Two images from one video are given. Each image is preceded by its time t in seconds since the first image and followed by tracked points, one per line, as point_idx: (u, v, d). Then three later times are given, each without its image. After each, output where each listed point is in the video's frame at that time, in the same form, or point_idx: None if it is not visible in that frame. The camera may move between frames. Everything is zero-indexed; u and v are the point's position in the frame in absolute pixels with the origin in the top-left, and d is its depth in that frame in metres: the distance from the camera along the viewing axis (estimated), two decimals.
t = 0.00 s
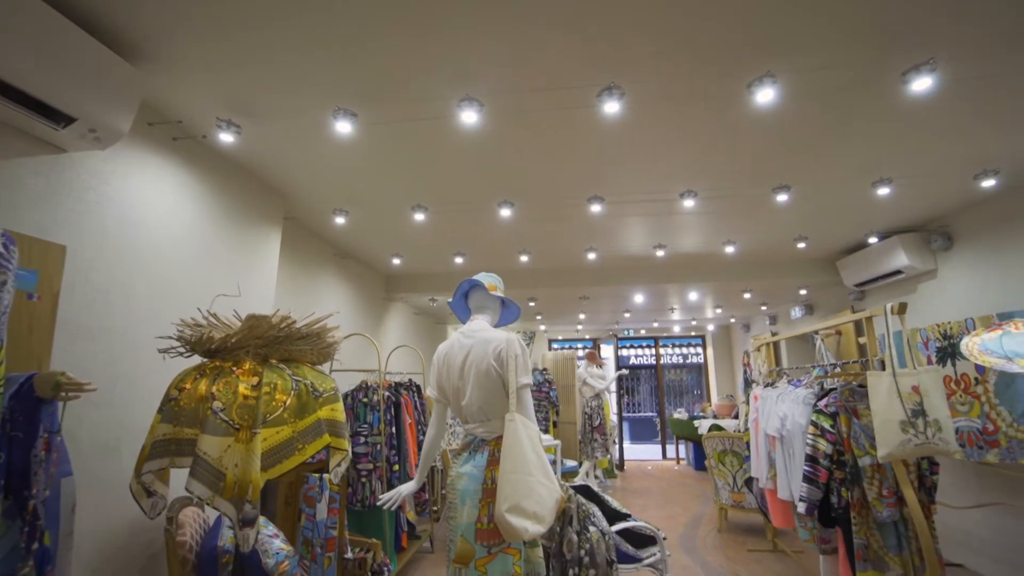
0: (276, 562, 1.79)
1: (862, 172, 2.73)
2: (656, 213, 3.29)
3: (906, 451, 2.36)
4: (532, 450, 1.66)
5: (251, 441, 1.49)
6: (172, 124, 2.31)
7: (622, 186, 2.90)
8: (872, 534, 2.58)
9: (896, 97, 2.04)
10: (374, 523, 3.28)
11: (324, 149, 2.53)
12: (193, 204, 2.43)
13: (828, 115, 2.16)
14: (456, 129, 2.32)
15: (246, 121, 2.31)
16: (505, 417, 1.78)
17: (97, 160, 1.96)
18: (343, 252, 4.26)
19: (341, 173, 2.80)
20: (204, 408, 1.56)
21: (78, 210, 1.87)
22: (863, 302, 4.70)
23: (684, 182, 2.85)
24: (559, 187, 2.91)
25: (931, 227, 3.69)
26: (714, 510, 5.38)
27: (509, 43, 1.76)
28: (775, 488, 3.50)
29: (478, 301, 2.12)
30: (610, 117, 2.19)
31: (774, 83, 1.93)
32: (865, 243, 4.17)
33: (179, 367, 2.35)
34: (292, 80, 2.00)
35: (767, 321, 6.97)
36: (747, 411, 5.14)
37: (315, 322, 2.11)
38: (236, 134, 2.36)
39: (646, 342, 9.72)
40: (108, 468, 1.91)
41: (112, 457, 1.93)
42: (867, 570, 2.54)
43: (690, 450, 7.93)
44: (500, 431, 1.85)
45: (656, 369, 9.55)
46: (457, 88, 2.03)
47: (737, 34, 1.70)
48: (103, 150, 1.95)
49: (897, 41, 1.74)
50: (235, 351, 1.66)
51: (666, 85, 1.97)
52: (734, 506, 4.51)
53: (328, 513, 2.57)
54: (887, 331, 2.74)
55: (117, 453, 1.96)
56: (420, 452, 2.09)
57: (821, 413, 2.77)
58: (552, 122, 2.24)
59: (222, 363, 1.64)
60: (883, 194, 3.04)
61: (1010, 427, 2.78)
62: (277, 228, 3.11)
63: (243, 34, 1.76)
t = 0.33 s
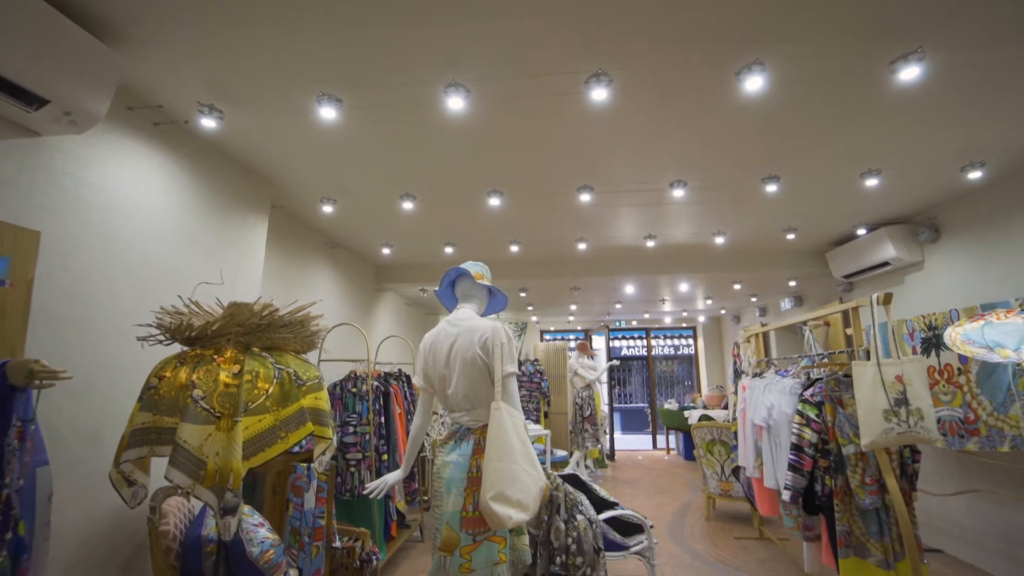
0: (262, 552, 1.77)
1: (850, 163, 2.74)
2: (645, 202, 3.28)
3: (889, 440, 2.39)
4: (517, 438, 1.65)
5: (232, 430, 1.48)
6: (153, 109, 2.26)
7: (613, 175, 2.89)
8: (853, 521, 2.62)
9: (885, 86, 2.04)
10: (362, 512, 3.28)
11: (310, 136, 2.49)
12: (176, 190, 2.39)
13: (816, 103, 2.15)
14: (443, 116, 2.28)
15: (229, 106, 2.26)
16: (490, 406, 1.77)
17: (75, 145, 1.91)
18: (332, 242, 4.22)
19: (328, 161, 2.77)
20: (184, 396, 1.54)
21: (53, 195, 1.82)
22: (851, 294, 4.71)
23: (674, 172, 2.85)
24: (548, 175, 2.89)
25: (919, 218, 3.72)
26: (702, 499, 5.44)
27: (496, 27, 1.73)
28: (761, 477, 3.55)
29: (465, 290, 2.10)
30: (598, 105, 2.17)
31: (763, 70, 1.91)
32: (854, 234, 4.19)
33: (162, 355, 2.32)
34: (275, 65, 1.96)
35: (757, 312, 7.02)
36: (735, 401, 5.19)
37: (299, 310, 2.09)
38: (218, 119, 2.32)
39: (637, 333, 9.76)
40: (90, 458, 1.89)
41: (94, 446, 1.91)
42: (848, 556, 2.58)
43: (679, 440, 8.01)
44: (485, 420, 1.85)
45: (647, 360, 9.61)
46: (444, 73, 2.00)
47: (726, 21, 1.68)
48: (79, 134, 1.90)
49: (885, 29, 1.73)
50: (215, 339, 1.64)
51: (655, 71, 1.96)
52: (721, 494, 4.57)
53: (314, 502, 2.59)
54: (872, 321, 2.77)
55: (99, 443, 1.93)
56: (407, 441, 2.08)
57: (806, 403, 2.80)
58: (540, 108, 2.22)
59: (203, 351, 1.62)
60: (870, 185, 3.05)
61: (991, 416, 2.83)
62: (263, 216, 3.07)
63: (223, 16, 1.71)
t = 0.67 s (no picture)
0: (246, 541, 1.71)
1: (839, 153, 2.74)
2: (635, 192, 3.27)
3: (872, 428, 2.42)
4: (501, 427, 1.65)
5: (213, 418, 1.46)
6: (132, 93, 2.20)
7: (602, 164, 2.87)
8: (838, 508, 2.66)
9: (873, 74, 2.03)
10: (351, 502, 3.28)
11: (294, 121, 2.45)
12: (157, 176, 2.34)
13: (805, 92, 2.14)
14: (430, 102, 2.25)
15: (210, 91, 2.22)
16: (475, 394, 1.76)
17: (49, 129, 1.86)
18: (320, 231, 4.17)
19: (314, 148, 2.72)
20: (164, 384, 1.51)
21: (29, 179, 1.78)
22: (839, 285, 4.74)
23: (663, 161, 2.84)
24: (537, 164, 2.87)
25: (907, 210, 3.74)
26: (691, 488, 5.50)
27: (481, 11, 1.70)
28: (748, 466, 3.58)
29: (451, 279, 2.08)
30: (586, 92, 2.15)
31: (751, 57, 1.90)
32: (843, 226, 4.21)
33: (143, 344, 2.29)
34: (256, 48, 1.92)
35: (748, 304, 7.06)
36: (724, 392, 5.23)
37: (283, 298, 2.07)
38: (199, 103, 2.27)
39: (629, 324, 9.80)
40: (70, 448, 1.87)
41: (74, 436, 1.88)
42: (831, 543, 2.62)
43: (669, 430, 8.08)
44: (471, 409, 1.84)
45: (638, 352, 9.65)
46: (430, 58, 1.96)
47: (713, 6, 1.66)
48: (54, 117, 1.84)
49: (873, 18, 1.72)
50: (195, 326, 1.61)
51: (643, 58, 1.93)
52: (709, 483, 4.62)
53: (302, 491, 2.57)
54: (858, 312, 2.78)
55: (79, 432, 1.91)
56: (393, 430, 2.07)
57: (792, 392, 2.82)
58: (528, 95, 2.19)
59: (183, 338, 1.60)
60: (859, 176, 3.06)
61: (973, 405, 2.86)
62: (248, 203, 3.02)
63: None
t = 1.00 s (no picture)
0: (229, 530, 1.68)
1: (829, 143, 2.74)
2: (626, 181, 3.26)
3: (857, 418, 2.44)
4: (487, 416, 1.64)
5: (192, 407, 1.44)
6: (109, 75, 2.14)
7: (593, 152, 2.85)
8: (822, 497, 2.69)
9: (863, 62, 2.01)
10: (339, 491, 3.26)
11: (278, 106, 2.40)
12: (136, 161, 2.28)
13: (794, 80, 2.13)
14: (416, 87, 2.21)
15: (190, 74, 2.16)
16: (461, 382, 1.75)
17: (22, 111, 1.81)
18: (309, 219, 4.13)
19: (299, 133, 2.67)
20: (142, 371, 1.49)
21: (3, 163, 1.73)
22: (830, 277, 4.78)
23: (653, 150, 2.82)
24: (527, 151, 2.84)
25: (896, 202, 3.75)
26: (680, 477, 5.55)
27: None
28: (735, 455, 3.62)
29: (437, 267, 2.06)
30: (575, 78, 2.12)
31: (741, 44, 1.88)
32: (833, 218, 4.23)
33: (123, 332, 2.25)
34: (236, 30, 1.87)
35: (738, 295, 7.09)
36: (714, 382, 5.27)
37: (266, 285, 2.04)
38: (180, 86, 2.21)
39: (621, 315, 9.83)
40: (50, 437, 1.84)
41: (54, 426, 1.86)
42: (815, 530, 2.65)
43: (660, 420, 8.14)
44: (456, 398, 1.83)
45: (630, 343, 9.69)
46: (415, 42, 1.92)
47: None
48: (25, 99, 1.78)
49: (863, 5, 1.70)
50: (174, 314, 1.59)
51: (632, 43, 1.90)
52: (698, 472, 4.66)
53: (289, 481, 2.56)
54: (845, 302, 2.80)
55: (60, 422, 1.89)
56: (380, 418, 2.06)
57: (779, 382, 2.84)
58: (516, 81, 2.16)
59: (162, 326, 1.57)
60: (849, 167, 3.06)
61: (955, 395, 2.91)
62: (233, 190, 2.96)
63: None
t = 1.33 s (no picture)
0: (213, 520, 1.67)
1: (819, 133, 2.73)
2: (616, 171, 3.24)
3: (843, 408, 2.46)
4: (471, 405, 1.62)
5: (171, 396, 1.41)
6: (85, 57, 2.07)
7: (583, 141, 2.82)
8: (807, 485, 2.72)
9: (855, 50, 1.99)
10: (328, 481, 3.24)
11: (261, 90, 2.34)
12: (114, 145, 2.22)
13: (785, 68, 2.11)
14: (402, 71, 2.16)
15: (169, 56, 2.10)
16: (446, 372, 1.73)
17: None
18: (297, 208, 4.07)
19: (284, 119, 2.62)
20: (118, 360, 1.45)
21: None
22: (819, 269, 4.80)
23: (644, 139, 2.80)
24: (516, 139, 2.81)
25: (885, 194, 3.76)
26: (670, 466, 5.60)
27: None
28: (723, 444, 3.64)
29: (423, 256, 2.04)
30: (564, 64, 2.09)
31: (732, 31, 1.85)
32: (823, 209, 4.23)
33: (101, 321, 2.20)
34: (215, 11, 1.81)
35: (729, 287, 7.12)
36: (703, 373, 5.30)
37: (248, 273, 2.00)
38: (159, 69, 2.15)
39: (613, 307, 9.85)
40: (26, 428, 1.81)
41: (32, 416, 1.83)
42: (800, 519, 2.68)
43: (651, 411, 8.19)
44: (441, 387, 1.82)
45: (622, 334, 9.72)
46: (400, 25, 1.88)
47: None
48: None
49: None
50: (152, 302, 1.55)
51: (621, 28, 1.87)
52: (687, 462, 4.69)
53: (276, 472, 2.54)
54: (833, 293, 2.80)
55: (37, 412, 1.85)
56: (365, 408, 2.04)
57: (767, 372, 2.85)
58: (504, 67, 2.12)
59: (139, 314, 1.53)
60: (839, 158, 3.06)
61: (939, 385, 2.94)
62: (216, 177, 2.90)
63: None
